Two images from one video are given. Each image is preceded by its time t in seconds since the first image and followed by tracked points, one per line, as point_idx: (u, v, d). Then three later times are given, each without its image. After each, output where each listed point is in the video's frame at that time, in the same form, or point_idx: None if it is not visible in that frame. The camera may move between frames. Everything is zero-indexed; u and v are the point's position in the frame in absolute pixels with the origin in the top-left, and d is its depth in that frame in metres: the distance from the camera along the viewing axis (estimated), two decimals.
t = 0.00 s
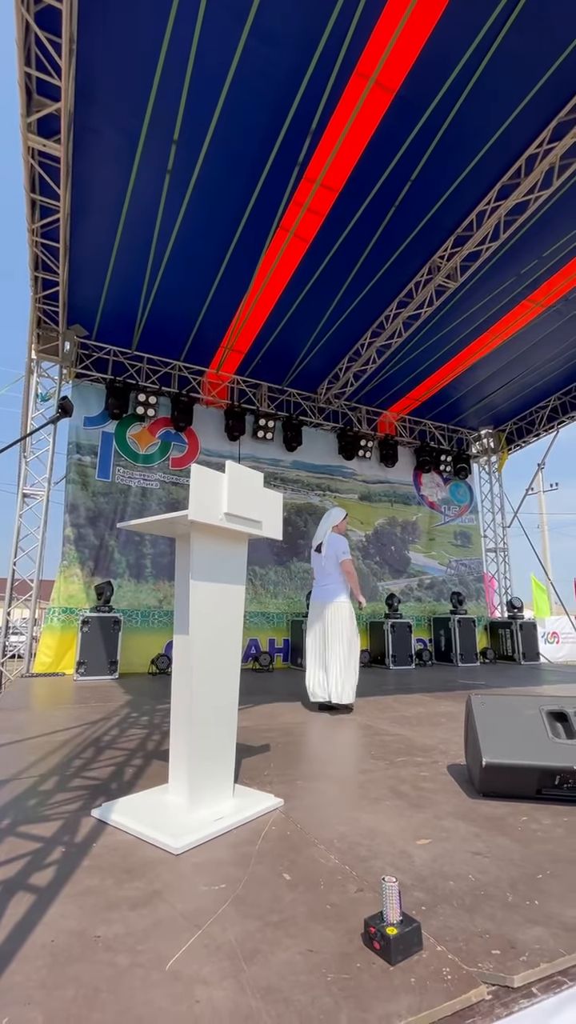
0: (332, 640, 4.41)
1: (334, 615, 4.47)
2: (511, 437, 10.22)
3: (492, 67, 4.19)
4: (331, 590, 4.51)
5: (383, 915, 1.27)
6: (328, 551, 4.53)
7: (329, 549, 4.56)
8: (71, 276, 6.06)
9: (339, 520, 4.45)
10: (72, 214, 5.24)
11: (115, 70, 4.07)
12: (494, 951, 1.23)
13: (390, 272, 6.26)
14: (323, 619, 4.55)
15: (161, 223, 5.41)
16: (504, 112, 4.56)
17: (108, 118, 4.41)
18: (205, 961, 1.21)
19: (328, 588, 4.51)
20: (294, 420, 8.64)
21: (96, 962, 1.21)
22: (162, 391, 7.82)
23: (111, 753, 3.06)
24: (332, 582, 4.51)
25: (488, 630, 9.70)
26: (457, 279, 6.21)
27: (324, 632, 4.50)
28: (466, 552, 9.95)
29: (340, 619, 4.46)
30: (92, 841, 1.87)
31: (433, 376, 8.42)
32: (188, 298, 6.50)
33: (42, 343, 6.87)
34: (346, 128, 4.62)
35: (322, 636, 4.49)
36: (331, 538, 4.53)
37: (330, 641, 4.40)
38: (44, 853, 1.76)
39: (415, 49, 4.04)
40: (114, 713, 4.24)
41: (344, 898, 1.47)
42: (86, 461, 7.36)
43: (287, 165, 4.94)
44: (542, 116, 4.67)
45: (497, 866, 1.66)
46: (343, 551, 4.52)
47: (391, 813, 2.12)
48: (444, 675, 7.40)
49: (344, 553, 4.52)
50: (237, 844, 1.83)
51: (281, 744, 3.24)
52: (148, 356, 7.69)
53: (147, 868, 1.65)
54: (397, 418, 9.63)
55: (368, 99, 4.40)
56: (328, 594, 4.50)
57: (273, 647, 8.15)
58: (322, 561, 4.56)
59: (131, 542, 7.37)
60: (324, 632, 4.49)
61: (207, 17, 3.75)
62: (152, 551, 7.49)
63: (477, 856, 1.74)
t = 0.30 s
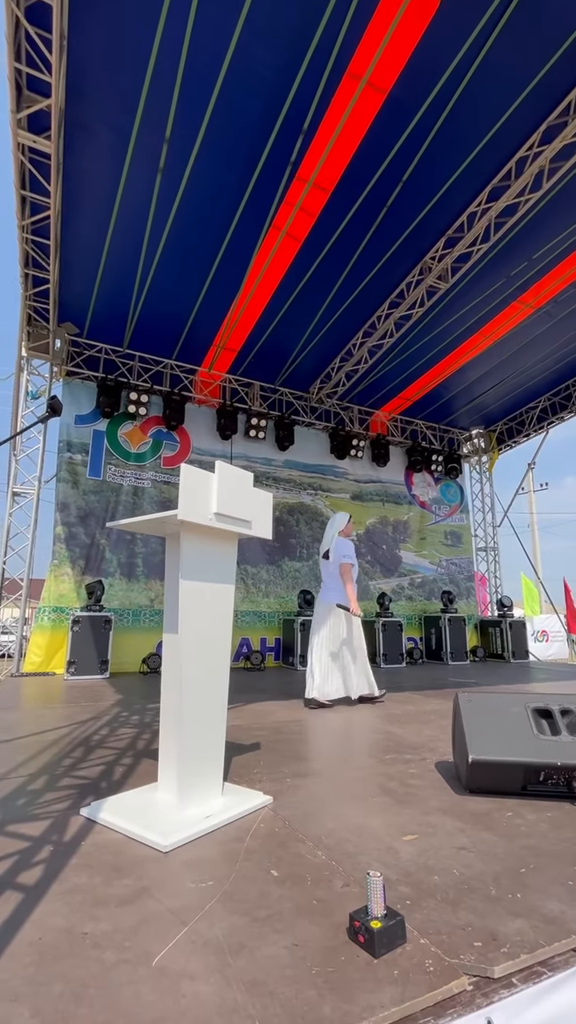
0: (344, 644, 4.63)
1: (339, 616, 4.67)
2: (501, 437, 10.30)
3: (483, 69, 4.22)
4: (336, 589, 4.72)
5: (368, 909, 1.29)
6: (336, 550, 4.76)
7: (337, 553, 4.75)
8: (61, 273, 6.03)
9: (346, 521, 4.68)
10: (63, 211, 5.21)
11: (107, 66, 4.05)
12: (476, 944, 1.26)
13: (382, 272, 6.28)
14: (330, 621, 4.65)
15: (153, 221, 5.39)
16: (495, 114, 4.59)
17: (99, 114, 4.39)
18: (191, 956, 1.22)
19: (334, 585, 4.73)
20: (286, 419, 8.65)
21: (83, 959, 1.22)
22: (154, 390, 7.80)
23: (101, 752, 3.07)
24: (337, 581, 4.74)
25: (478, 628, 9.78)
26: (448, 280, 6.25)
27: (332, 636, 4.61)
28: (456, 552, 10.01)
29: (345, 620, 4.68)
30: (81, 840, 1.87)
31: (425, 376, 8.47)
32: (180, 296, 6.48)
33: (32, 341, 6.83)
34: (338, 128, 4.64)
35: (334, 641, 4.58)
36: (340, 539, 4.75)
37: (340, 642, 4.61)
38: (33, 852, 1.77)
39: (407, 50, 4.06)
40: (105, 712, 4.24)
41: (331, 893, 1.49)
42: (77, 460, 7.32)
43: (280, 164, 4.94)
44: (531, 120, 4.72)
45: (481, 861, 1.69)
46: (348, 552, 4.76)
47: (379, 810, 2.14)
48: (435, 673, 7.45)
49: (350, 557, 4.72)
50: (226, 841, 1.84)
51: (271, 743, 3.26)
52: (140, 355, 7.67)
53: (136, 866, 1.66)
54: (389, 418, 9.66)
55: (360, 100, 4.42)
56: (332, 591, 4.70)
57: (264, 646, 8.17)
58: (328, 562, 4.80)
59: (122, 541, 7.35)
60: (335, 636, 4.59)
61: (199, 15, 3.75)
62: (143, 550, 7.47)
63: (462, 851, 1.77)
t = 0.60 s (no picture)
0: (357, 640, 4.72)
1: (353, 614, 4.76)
2: (491, 437, 10.38)
3: (474, 70, 4.25)
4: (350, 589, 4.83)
5: (356, 902, 1.30)
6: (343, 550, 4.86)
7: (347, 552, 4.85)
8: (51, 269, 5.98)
9: (352, 522, 4.75)
10: (53, 207, 5.18)
11: (98, 62, 4.03)
12: (462, 934, 1.28)
13: (374, 271, 6.29)
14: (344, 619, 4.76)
15: (145, 218, 5.37)
16: (485, 115, 4.62)
17: (89, 110, 4.36)
18: (180, 951, 1.23)
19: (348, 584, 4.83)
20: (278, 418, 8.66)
21: (73, 955, 1.22)
22: (145, 388, 7.78)
23: (92, 750, 3.07)
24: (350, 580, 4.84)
25: (468, 627, 9.85)
26: (439, 280, 6.28)
27: (344, 634, 4.74)
28: (446, 550, 10.07)
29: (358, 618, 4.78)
30: (71, 837, 1.88)
31: (416, 375, 8.51)
32: (172, 294, 6.46)
33: (22, 337, 6.78)
34: (330, 127, 4.65)
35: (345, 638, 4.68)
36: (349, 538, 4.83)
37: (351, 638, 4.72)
38: (22, 850, 1.77)
39: (398, 50, 4.08)
40: (96, 711, 4.25)
41: (320, 887, 1.51)
42: (67, 457, 7.28)
43: (272, 162, 4.94)
44: (522, 121, 4.76)
45: (468, 854, 1.71)
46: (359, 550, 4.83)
47: (368, 805, 2.17)
48: (425, 671, 7.51)
49: (358, 556, 4.78)
50: (216, 838, 1.85)
51: (262, 740, 3.27)
52: (131, 352, 7.63)
53: (126, 863, 1.67)
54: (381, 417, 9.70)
55: (352, 99, 4.43)
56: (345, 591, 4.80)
57: (256, 644, 8.18)
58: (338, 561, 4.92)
59: (113, 540, 7.32)
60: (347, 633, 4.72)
61: (191, 11, 3.74)
62: (135, 549, 7.45)
63: (449, 844, 1.79)
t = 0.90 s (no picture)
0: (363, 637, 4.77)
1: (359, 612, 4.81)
2: (481, 437, 10.45)
3: (464, 72, 4.27)
4: (356, 587, 4.90)
5: (340, 896, 1.32)
6: (343, 549, 5.01)
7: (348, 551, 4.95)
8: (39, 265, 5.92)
9: (352, 520, 4.87)
10: (41, 201, 5.12)
11: (86, 56, 3.99)
12: (444, 927, 1.30)
13: (364, 270, 6.31)
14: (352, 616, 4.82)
15: (134, 214, 5.33)
16: (475, 116, 4.65)
17: (78, 104, 4.31)
18: (165, 946, 1.24)
19: (352, 583, 4.92)
20: (269, 416, 8.66)
21: (57, 952, 1.22)
22: (135, 385, 7.73)
23: (79, 749, 3.06)
24: (355, 579, 4.94)
25: (457, 624, 9.93)
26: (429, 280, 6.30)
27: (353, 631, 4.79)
28: (436, 548, 10.13)
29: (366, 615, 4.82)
30: (56, 835, 1.87)
31: (407, 375, 8.54)
32: (162, 290, 6.42)
33: (10, 334, 6.60)
34: (321, 125, 4.65)
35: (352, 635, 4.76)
36: (349, 536, 4.98)
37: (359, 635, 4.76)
38: (7, 849, 1.77)
39: (389, 49, 4.09)
40: (84, 710, 4.23)
41: (305, 882, 1.52)
42: (55, 455, 7.22)
43: (263, 160, 4.93)
44: (510, 123, 4.80)
45: (452, 848, 1.74)
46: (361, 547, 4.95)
47: (354, 801, 2.18)
48: (414, 668, 7.56)
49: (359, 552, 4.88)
50: (202, 835, 1.86)
51: (251, 738, 3.28)
52: (121, 349, 7.58)
53: (112, 861, 1.67)
54: (371, 416, 9.72)
55: (343, 98, 4.43)
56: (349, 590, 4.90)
57: (246, 642, 8.18)
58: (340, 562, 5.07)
59: (102, 538, 7.27)
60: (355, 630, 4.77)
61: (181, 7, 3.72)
62: (124, 547, 7.41)
63: (434, 839, 1.81)
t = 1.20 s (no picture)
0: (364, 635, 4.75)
1: (359, 611, 4.79)
2: (468, 437, 10.51)
3: (452, 73, 4.30)
4: (357, 586, 4.89)
5: (318, 890, 1.32)
6: (346, 549, 5.04)
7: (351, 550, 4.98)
8: (25, 260, 5.85)
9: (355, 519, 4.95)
10: (27, 195, 5.06)
11: (73, 48, 3.95)
12: (421, 919, 1.31)
13: (353, 269, 6.32)
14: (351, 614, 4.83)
15: (122, 209, 5.30)
16: (463, 117, 4.68)
17: (65, 97, 4.27)
18: (142, 943, 1.23)
19: (355, 582, 4.92)
20: (258, 414, 8.65)
21: (33, 950, 1.21)
22: (123, 382, 7.68)
23: (62, 747, 3.03)
24: (357, 578, 4.94)
25: (444, 622, 9.99)
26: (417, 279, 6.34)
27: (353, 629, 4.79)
28: (423, 547, 10.18)
29: (366, 614, 4.80)
30: (37, 834, 1.86)
31: (395, 374, 8.58)
32: (150, 287, 6.38)
33: None
34: (310, 123, 4.65)
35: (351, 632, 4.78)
36: (351, 536, 5.00)
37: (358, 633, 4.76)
38: None
39: (378, 47, 4.09)
40: (68, 708, 4.19)
41: (285, 877, 1.52)
42: (42, 451, 7.15)
43: (251, 157, 4.92)
44: (498, 124, 4.83)
45: (432, 842, 1.75)
46: (363, 546, 4.95)
47: (337, 797, 2.19)
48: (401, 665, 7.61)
49: (359, 551, 4.90)
50: (184, 831, 1.85)
51: (236, 735, 3.27)
52: (109, 346, 7.51)
53: (92, 858, 1.66)
54: (360, 415, 9.75)
55: (331, 96, 4.44)
56: (349, 588, 4.91)
57: (234, 640, 8.17)
58: (343, 562, 5.10)
59: (89, 536, 7.21)
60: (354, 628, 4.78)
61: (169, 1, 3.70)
62: (112, 544, 7.36)
63: (415, 833, 1.83)
